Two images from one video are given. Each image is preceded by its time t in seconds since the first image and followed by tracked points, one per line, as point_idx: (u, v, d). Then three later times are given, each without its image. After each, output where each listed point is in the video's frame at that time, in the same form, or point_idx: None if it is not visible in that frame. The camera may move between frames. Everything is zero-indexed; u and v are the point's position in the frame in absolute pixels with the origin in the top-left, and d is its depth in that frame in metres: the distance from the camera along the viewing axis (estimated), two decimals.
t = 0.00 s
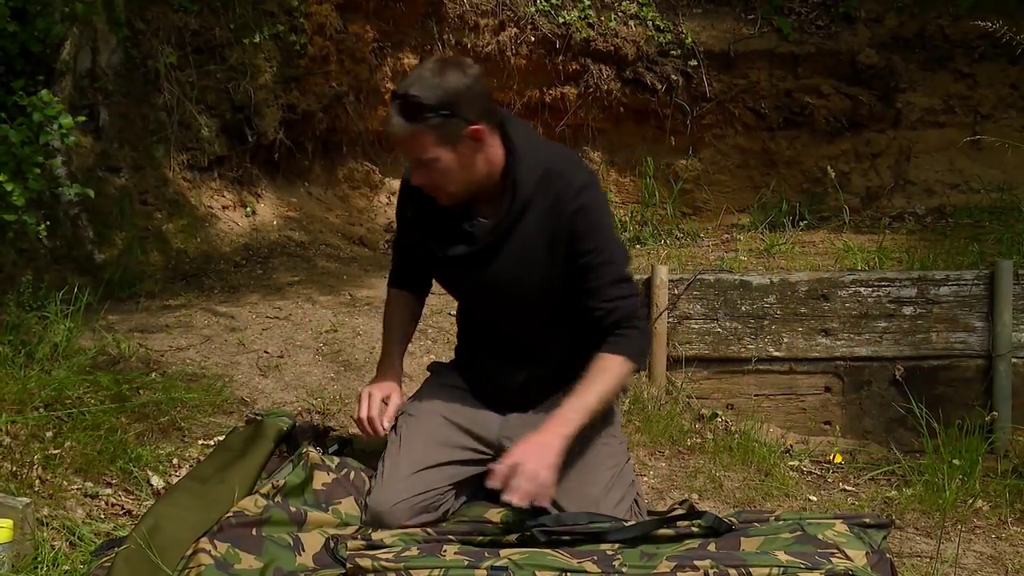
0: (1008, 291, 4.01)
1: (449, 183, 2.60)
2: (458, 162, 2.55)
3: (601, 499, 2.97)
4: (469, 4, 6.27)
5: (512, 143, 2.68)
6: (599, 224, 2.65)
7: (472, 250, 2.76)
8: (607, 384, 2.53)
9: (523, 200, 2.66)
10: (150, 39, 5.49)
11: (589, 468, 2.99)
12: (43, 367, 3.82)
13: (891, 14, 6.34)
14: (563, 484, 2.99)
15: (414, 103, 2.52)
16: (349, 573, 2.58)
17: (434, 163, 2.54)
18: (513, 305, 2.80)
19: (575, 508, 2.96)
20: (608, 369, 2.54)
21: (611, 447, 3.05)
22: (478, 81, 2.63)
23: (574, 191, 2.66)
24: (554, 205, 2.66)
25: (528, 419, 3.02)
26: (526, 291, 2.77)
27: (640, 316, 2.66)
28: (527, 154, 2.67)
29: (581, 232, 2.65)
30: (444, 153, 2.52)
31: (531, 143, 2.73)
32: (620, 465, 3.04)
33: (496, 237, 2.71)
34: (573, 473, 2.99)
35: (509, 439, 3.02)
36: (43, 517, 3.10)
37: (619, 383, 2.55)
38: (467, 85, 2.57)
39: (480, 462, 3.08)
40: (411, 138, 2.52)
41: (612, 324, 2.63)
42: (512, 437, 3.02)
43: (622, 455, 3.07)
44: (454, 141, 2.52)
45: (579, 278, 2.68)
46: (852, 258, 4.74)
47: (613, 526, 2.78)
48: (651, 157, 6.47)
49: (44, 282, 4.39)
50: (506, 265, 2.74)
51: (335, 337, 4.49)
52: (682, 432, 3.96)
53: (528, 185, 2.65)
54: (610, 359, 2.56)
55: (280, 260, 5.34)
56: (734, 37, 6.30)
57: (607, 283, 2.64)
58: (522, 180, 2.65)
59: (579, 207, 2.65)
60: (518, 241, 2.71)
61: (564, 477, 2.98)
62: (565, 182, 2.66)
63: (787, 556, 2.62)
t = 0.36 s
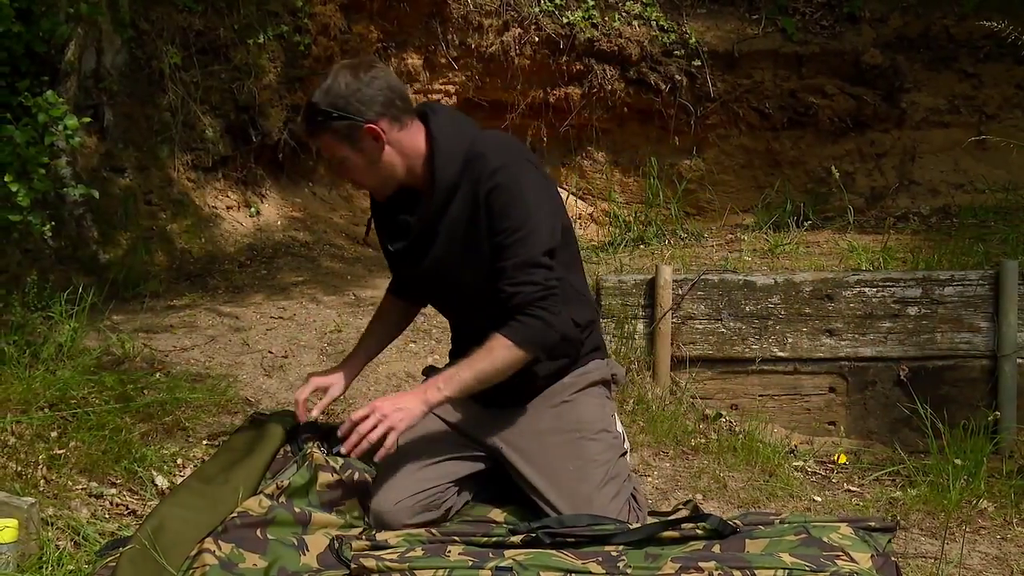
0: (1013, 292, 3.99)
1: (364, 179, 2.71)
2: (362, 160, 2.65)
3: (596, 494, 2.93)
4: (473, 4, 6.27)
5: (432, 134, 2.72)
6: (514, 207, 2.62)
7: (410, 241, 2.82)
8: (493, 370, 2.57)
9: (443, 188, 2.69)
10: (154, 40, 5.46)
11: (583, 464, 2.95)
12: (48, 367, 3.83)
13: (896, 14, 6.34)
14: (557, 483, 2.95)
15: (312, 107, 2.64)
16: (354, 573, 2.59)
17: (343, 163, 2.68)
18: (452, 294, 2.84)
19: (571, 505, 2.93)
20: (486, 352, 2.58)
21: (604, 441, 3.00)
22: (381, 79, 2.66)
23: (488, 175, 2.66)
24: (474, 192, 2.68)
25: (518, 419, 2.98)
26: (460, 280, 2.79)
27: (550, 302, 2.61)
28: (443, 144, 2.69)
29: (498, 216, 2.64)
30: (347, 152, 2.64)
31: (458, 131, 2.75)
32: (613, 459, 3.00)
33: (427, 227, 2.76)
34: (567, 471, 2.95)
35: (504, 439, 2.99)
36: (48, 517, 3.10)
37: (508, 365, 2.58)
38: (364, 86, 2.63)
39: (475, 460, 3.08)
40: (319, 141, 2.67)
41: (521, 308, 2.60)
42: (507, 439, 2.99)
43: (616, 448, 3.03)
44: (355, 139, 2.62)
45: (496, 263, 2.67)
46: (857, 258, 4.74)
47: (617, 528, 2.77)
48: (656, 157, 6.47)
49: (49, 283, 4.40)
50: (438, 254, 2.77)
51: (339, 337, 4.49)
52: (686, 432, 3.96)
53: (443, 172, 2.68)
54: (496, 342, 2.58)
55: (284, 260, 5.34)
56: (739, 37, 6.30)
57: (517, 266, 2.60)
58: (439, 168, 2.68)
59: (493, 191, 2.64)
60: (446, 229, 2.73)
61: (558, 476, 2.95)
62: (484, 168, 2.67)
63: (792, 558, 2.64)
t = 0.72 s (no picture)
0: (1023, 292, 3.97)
1: (356, 174, 2.90)
2: (352, 154, 2.85)
3: (601, 492, 2.92)
4: (481, 4, 6.26)
5: (422, 126, 2.91)
6: (512, 183, 2.81)
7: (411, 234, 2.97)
8: (508, 339, 2.80)
9: (441, 175, 2.87)
10: (163, 40, 5.46)
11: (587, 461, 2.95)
12: (57, 367, 3.84)
13: (906, 14, 6.31)
14: (563, 481, 2.95)
15: (303, 108, 2.86)
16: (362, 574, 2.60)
17: (336, 159, 2.87)
18: (450, 281, 2.99)
19: (577, 504, 2.92)
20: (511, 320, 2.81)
21: (609, 439, 3.00)
22: (367, 75, 2.87)
23: (483, 157, 2.85)
24: (473, 175, 2.86)
25: (522, 417, 3.03)
26: (462, 264, 2.95)
27: (560, 268, 2.81)
28: (435, 135, 2.88)
29: (498, 194, 2.82)
30: (336, 148, 2.84)
31: (446, 123, 2.95)
32: (619, 456, 2.98)
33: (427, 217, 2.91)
34: (571, 468, 2.95)
35: (508, 438, 3.02)
36: (58, 516, 3.11)
37: (529, 336, 2.81)
38: (350, 82, 2.84)
39: (483, 459, 3.09)
40: (312, 139, 2.87)
41: (534, 278, 2.80)
42: (514, 438, 3.02)
43: (622, 446, 3.01)
44: (343, 134, 2.83)
45: (502, 240, 2.85)
46: (866, 258, 4.73)
47: (625, 529, 2.76)
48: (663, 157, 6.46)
49: (58, 283, 4.42)
50: (441, 241, 2.93)
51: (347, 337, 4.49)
52: (695, 432, 3.96)
53: (440, 162, 2.87)
54: (518, 315, 2.81)
55: (292, 260, 5.34)
56: (747, 37, 6.28)
57: (524, 240, 2.80)
58: (436, 157, 2.87)
59: (490, 171, 2.83)
60: (448, 215, 2.90)
61: (563, 475, 2.95)
62: (478, 152, 2.86)
63: (800, 560, 2.64)
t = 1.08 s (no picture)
0: None
1: (375, 163, 2.89)
2: (372, 141, 2.84)
3: (609, 493, 2.91)
4: (491, 4, 6.26)
5: (435, 121, 2.91)
6: (495, 195, 2.80)
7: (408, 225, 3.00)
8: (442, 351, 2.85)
9: (443, 173, 2.86)
10: (174, 41, 5.48)
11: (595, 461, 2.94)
12: (68, 367, 3.86)
13: (916, 13, 6.27)
14: (570, 482, 2.94)
15: (324, 93, 2.85)
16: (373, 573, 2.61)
17: (355, 147, 2.86)
18: (441, 276, 3.01)
19: (585, 505, 2.91)
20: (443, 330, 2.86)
21: (617, 439, 2.99)
22: (389, 64, 2.89)
23: (479, 162, 2.83)
24: (464, 180, 2.85)
25: (530, 417, 3.02)
26: (447, 263, 2.96)
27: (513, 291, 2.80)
28: (445, 132, 2.88)
29: (480, 202, 2.83)
30: (359, 136, 2.83)
31: (460, 119, 2.93)
32: (627, 457, 2.97)
33: (424, 211, 2.93)
34: (579, 469, 2.94)
35: (516, 439, 3.00)
36: (70, 515, 3.12)
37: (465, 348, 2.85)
38: (373, 71, 2.85)
39: (491, 459, 3.08)
40: (332, 126, 2.86)
41: (481, 294, 2.81)
42: (522, 439, 3.00)
43: (630, 446, 3.01)
44: (365, 120, 2.82)
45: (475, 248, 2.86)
46: (876, 258, 4.72)
47: (636, 530, 2.76)
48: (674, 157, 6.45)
49: (69, 283, 4.44)
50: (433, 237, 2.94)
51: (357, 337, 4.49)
52: (705, 432, 3.95)
53: (444, 160, 2.86)
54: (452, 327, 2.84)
55: (302, 260, 5.35)
56: (758, 37, 6.27)
57: (485, 253, 2.80)
58: (441, 154, 2.86)
59: (482, 178, 2.82)
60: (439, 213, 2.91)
61: (571, 475, 2.94)
62: (477, 156, 2.84)
63: (811, 561, 2.63)
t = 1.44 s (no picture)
0: None
1: (381, 168, 2.87)
2: (378, 148, 2.83)
3: (618, 493, 2.91)
4: (500, 4, 6.27)
5: (438, 125, 2.90)
6: (507, 198, 2.81)
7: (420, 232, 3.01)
8: (481, 357, 2.80)
9: (450, 179, 2.88)
10: (184, 41, 5.49)
11: (604, 462, 2.93)
12: (79, 367, 3.87)
13: (927, 13, 6.27)
14: (579, 482, 2.94)
15: (326, 100, 2.83)
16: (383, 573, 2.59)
17: (361, 154, 2.84)
18: (457, 280, 3.01)
19: (595, 505, 2.91)
20: (483, 338, 2.81)
21: (626, 439, 2.98)
22: (391, 70, 2.87)
23: (486, 166, 2.83)
24: (473, 183, 2.85)
25: (539, 417, 3.01)
26: (461, 267, 2.97)
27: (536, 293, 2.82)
28: (450, 137, 2.87)
29: (491, 205, 2.84)
30: (364, 141, 2.81)
31: (463, 122, 2.92)
32: (636, 456, 2.97)
33: (435, 217, 2.94)
34: (588, 470, 2.93)
35: (525, 439, 3.00)
36: (81, 515, 3.12)
37: (495, 355, 2.81)
38: (376, 75, 2.84)
39: (500, 459, 3.07)
40: (337, 133, 2.83)
41: (510, 297, 2.82)
42: (531, 439, 3.00)
43: (639, 446, 3.00)
44: (370, 127, 2.80)
45: (490, 251, 2.87)
46: (887, 258, 4.72)
47: (645, 531, 2.75)
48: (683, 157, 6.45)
49: (80, 283, 4.45)
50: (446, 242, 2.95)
51: (367, 337, 4.49)
52: (715, 433, 3.95)
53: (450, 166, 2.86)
54: (491, 333, 2.81)
55: (312, 260, 5.36)
56: (767, 37, 6.27)
57: (505, 258, 2.81)
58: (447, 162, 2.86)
59: (489, 182, 2.82)
60: (450, 219, 2.92)
61: (580, 475, 2.93)
62: (482, 160, 2.84)
63: (821, 562, 2.62)
